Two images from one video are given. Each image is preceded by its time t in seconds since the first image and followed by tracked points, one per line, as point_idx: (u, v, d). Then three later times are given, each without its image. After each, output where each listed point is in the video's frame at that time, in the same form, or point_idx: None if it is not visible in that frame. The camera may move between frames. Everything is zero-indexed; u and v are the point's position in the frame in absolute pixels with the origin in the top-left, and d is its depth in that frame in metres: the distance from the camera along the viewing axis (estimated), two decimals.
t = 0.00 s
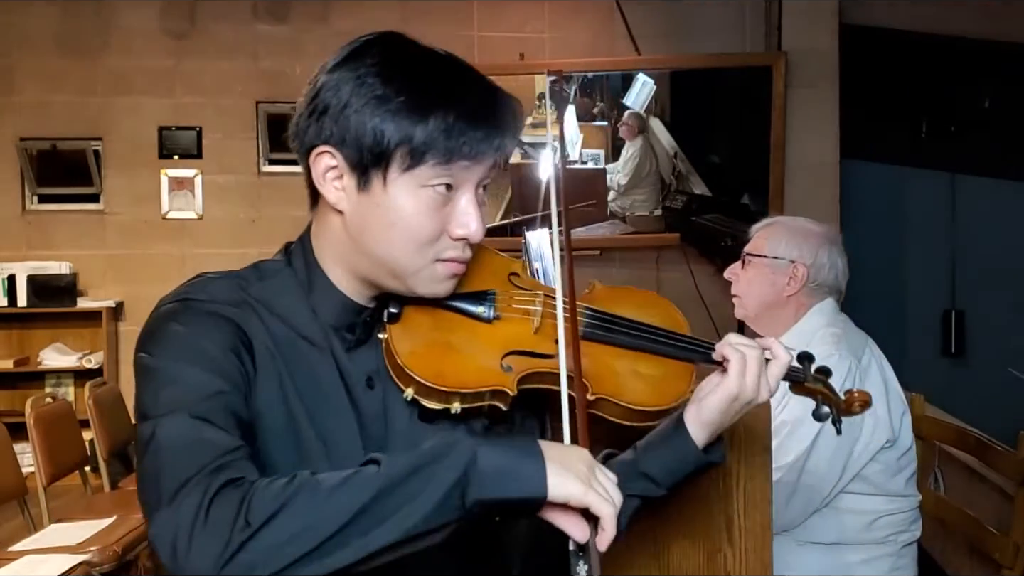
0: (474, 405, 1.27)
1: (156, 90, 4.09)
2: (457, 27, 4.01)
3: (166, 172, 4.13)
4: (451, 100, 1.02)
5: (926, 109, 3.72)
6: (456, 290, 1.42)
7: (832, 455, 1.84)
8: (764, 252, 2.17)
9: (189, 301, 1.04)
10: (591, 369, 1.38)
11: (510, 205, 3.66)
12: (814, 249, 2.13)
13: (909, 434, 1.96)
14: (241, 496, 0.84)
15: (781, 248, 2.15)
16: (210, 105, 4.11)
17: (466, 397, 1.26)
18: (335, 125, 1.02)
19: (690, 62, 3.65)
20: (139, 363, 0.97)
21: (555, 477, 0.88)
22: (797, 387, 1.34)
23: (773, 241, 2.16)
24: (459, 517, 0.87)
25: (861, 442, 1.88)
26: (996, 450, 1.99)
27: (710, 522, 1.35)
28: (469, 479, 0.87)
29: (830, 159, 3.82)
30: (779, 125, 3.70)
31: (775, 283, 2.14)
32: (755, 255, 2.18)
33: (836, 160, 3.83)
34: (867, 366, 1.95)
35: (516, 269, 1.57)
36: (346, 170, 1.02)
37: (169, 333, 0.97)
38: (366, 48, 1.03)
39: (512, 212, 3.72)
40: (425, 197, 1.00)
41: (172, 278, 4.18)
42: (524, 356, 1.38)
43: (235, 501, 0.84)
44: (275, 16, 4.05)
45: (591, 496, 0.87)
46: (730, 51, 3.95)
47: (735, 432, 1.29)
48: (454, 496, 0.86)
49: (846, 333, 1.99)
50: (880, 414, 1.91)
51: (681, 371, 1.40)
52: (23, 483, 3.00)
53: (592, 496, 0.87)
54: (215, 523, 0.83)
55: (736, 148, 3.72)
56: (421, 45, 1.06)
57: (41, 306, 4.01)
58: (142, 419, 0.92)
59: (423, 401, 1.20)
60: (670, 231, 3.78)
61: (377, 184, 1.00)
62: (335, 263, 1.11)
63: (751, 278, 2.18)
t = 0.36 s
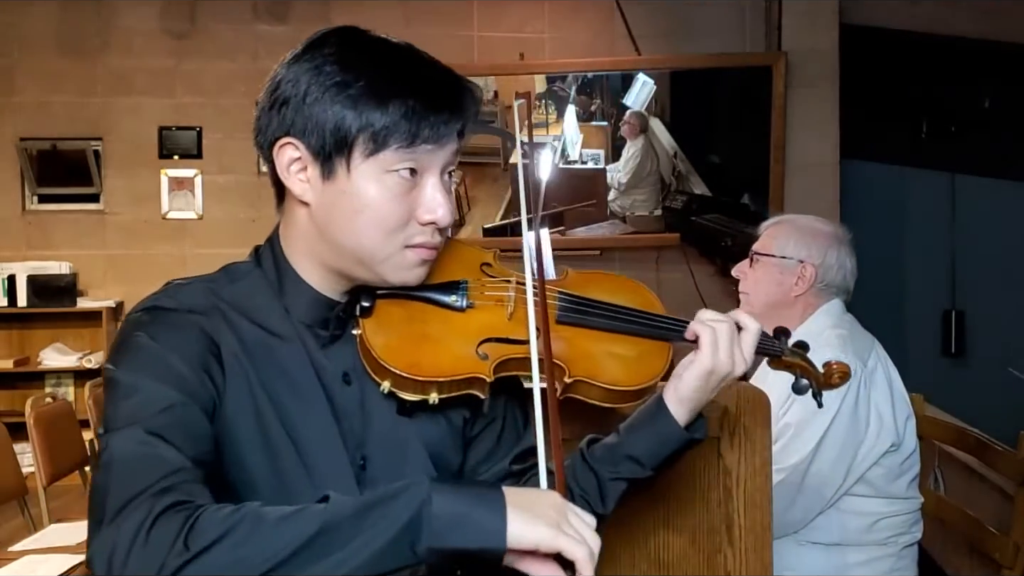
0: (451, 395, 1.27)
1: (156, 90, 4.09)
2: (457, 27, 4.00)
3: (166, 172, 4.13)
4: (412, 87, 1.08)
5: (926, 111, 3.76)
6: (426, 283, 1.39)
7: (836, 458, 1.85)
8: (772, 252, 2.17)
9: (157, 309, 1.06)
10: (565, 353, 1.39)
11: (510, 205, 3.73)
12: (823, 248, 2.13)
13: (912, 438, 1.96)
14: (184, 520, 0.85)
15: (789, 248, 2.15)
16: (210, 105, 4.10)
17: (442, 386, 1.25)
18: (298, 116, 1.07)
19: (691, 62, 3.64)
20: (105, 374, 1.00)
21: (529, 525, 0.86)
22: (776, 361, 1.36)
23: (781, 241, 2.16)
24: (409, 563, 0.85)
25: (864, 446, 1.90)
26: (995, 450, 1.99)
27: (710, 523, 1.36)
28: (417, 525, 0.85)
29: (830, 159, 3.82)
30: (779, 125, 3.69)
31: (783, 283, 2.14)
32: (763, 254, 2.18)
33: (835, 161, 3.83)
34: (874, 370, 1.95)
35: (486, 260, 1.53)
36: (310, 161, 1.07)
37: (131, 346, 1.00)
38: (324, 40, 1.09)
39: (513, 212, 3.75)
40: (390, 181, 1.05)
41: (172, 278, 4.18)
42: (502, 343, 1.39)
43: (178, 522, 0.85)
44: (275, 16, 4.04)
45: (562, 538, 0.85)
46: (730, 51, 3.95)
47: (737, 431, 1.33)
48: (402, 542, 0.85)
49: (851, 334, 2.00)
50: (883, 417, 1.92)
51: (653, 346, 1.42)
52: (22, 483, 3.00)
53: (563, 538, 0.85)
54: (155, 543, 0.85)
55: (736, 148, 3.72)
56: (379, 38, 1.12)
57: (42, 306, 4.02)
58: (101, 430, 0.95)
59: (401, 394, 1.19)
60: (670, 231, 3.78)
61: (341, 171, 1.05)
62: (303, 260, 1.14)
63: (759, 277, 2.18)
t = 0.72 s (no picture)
0: (438, 389, 1.21)
1: (156, 90, 4.09)
2: (457, 27, 4.00)
3: (166, 172, 4.13)
4: (385, 80, 1.10)
5: (927, 112, 3.81)
6: (408, 278, 1.37)
7: (836, 458, 1.85)
8: (773, 252, 2.16)
9: (136, 317, 1.06)
10: (549, 343, 1.35)
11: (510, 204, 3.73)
12: (824, 247, 2.13)
13: (914, 438, 1.96)
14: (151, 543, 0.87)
15: (791, 248, 2.14)
16: (210, 105, 4.10)
17: (427, 379, 1.20)
18: (274, 112, 1.10)
19: (691, 62, 3.65)
20: (85, 385, 1.01)
21: None
22: (762, 348, 1.35)
23: (782, 241, 2.16)
24: None
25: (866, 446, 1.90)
26: (995, 450, 1.99)
27: (710, 525, 1.35)
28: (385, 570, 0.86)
29: (830, 159, 3.81)
30: (779, 126, 3.69)
31: (785, 283, 2.14)
32: (764, 255, 2.17)
33: (836, 161, 3.83)
34: (875, 368, 1.94)
35: (470, 256, 1.51)
36: (287, 156, 1.10)
37: (108, 359, 1.01)
38: (298, 36, 1.11)
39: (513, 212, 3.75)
40: (367, 174, 1.07)
41: (172, 278, 4.18)
42: (487, 335, 1.33)
43: (145, 544, 0.87)
44: (275, 16, 4.05)
45: None
46: (729, 50, 3.95)
47: (737, 431, 1.34)
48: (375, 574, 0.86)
49: (854, 334, 1.99)
50: (885, 417, 1.92)
51: (640, 335, 1.37)
52: (23, 483, 3.00)
53: None
54: (121, 560, 0.87)
55: (737, 148, 3.72)
56: (353, 32, 1.14)
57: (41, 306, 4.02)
58: (77, 444, 0.97)
59: (385, 389, 1.16)
60: (671, 231, 3.77)
61: (318, 165, 1.07)
62: (283, 258, 1.15)
63: (762, 277, 2.17)
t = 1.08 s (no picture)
0: (430, 383, 1.21)
1: (156, 90, 4.09)
2: (458, 27, 4.00)
3: (166, 172, 4.13)
4: (367, 77, 1.12)
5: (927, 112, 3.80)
6: (398, 274, 1.36)
7: (834, 456, 1.85)
8: (770, 252, 2.16)
9: (126, 322, 1.07)
10: (540, 335, 1.35)
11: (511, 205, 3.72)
12: (821, 247, 2.13)
13: (912, 435, 1.96)
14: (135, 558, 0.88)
15: (787, 248, 2.14)
16: (210, 105, 4.10)
17: (420, 374, 1.20)
18: (259, 110, 1.12)
19: (691, 62, 3.64)
20: (75, 394, 1.02)
21: None
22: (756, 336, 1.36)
23: (778, 241, 2.15)
24: None
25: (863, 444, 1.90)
26: (995, 450, 1.98)
27: (710, 525, 1.35)
28: None
29: (831, 159, 3.81)
30: (779, 126, 3.69)
31: (782, 283, 2.14)
32: (761, 255, 2.17)
33: (837, 161, 3.83)
34: (872, 367, 1.95)
35: (461, 252, 1.49)
36: (273, 154, 1.11)
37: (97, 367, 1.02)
38: (281, 37, 1.13)
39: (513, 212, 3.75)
40: (352, 169, 1.09)
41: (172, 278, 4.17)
42: (477, 330, 1.33)
43: (127, 561, 0.90)
44: (274, 16, 4.04)
45: None
46: (730, 51, 3.95)
47: (737, 431, 1.34)
48: None
49: (852, 333, 2.00)
50: (882, 415, 1.92)
51: (630, 325, 1.37)
52: (22, 484, 2.99)
53: None
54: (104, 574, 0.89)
55: (737, 148, 3.72)
56: (335, 31, 1.16)
57: (41, 306, 4.02)
58: (66, 453, 0.99)
59: (378, 386, 1.17)
60: (671, 230, 3.77)
61: (303, 162, 1.09)
62: (272, 257, 1.15)
63: (759, 277, 2.17)
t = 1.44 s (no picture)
0: (429, 377, 1.21)
1: (156, 90, 4.09)
2: (458, 27, 4.00)
3: (166, 172, 4.13)
4: (356, 71, 1.12)
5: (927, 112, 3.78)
6: (394, 269, 1.37)
7: (830, 452, 1.85)
8: (768, 253, 2.15)
9: (125, 326, 1.08)
10: (537, 326, 1.35)
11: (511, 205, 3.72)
12: (819, 247, 2.12)
13: (909, 430, 1.96)
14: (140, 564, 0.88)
15: (785, 248, 2.14)
16: (210, 105, 4.10)
17: (419, 367, 1.20)
18: (252, 108, 1.11)
19: (691, 61, 3.64)
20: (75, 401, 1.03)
21: None
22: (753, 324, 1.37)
23: (776, 241, 2.15)
24: None
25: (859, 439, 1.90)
26: (994, 450, 1.98)
27: (709, 524, 1.35)
28: None
29: (831, 159, 3.81)
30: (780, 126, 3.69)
31: (781, 283, 2.14)
32: (759, 256, 2.16)
33: (837, 161, 3.82)
34: (868, 361, 1.95)
35: (457, 247, 1.51)
36: (267, 151, 1.11)
37: (96, 371, 1.02)
38: (272, 36, 1.13)
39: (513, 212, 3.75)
40: (346, 163, 1.09)
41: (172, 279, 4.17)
42: (474, 322, 1.34)
43: None
44: (274, 16, 4.04)
45: None
46: (730, 50, 3.94)
47: (737, 431, 1.34)
48: None
49: (847, 330, 2.00)
50: (879, 409, 1.92)
51: (627, 315, 1.38)
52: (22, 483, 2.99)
53: None
54: None
55: (737, 148, 3.71)
56: (324, 30, 1.16)
57: (41, 306, 4.02)
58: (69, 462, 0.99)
59: (378, 379, 1.16)
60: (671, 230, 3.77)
61: (297, 156, 1.09)
62: (271, 255, 1.15)
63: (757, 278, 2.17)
